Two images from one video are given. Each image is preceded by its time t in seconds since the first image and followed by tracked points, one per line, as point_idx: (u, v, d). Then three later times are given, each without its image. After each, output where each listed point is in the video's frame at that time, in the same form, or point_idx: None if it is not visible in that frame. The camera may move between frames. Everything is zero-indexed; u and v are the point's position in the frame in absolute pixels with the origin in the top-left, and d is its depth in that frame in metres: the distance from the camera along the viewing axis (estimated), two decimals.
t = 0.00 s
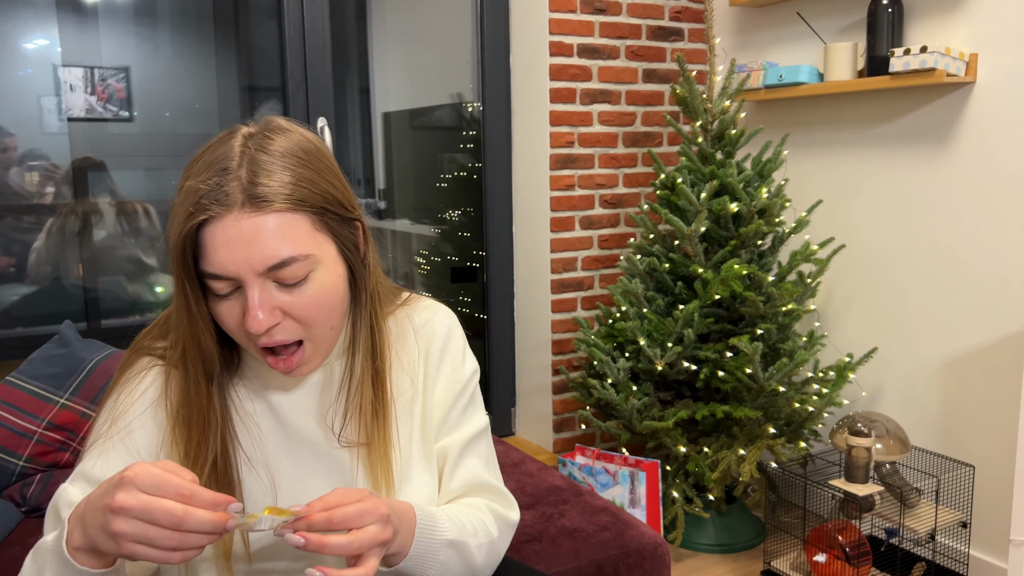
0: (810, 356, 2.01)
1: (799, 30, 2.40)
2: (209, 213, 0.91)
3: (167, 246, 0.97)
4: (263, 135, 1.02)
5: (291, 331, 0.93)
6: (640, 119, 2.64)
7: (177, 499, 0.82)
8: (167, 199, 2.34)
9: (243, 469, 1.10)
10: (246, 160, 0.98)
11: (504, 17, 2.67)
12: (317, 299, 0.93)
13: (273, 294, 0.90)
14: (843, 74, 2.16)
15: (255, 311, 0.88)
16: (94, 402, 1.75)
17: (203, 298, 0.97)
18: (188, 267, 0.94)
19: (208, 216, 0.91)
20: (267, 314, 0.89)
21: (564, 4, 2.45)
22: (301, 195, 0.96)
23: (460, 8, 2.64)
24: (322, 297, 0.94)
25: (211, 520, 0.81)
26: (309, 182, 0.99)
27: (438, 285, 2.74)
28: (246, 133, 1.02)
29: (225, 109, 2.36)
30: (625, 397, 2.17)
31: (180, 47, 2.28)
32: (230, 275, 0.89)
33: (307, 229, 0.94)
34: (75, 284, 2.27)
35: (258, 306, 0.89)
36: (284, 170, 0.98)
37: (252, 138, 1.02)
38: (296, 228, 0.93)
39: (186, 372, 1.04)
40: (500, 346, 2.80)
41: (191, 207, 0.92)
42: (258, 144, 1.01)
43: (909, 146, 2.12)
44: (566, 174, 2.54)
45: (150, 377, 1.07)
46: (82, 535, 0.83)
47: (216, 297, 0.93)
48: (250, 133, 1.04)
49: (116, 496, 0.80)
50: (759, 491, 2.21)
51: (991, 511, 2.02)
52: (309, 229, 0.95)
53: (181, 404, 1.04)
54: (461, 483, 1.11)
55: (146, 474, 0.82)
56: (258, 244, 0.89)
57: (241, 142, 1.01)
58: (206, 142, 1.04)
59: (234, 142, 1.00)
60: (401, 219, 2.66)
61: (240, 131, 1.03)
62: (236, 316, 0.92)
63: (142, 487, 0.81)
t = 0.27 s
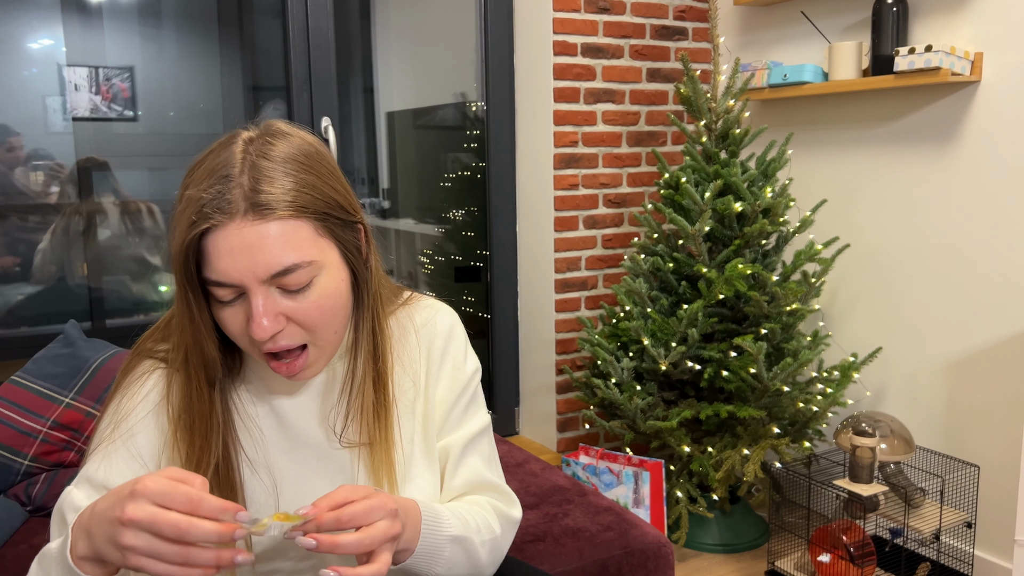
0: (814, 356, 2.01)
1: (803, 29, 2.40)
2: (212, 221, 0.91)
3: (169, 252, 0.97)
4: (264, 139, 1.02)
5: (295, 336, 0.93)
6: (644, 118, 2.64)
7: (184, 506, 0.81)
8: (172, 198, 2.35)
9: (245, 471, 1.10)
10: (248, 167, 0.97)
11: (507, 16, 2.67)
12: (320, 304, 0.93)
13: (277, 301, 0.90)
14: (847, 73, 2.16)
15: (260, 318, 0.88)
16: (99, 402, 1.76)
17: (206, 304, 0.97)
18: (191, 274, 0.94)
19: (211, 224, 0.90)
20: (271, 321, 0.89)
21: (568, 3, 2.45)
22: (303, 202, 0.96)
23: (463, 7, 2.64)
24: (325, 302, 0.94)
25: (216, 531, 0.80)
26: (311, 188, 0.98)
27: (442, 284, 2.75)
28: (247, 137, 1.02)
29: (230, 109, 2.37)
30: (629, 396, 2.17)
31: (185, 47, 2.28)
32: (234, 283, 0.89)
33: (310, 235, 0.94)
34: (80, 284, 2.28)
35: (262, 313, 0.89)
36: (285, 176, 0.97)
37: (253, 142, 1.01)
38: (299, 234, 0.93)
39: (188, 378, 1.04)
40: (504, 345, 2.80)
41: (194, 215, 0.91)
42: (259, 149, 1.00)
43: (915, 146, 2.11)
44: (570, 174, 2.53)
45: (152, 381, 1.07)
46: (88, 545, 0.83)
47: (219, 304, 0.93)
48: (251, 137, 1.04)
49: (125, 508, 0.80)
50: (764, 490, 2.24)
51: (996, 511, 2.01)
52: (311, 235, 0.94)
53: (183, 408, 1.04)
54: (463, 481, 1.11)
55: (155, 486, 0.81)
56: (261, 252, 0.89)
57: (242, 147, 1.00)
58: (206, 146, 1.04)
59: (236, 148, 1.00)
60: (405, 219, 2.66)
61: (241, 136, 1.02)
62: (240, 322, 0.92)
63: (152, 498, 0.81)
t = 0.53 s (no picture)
0: (818, 354, 2.01)
1: (807, 28, 2.40)
2: (218, 229, 0.90)
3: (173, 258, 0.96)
4: (267, 144, 1.01)
5: (301, 341, 0.93)
6: (647, 117, 2.64)
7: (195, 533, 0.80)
8: (176, 197, 2.35)
9: (247, 475, 1.08)
10: (252, 173, 0.96)
11: (511, 15, 2.68)
12: (326, 309, 0.94)
13: (285, 307, 0.90)
14: (851, 72, 2.16)
15: (267, 324, 0.88)
16: (105, 400, 1.76)
17: (211, 310, 0.97)
18: (196, 281, 0.93)
19: (216, 231, 0.90)
20: (279, 327, 0.89)
21: (571, 2, 2.45)
22: (308, 208, 0.95)
23: (467, 7, 2.64)
24: (331, 306, 0.94)
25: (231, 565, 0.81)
26: (315, 193, 0.98)
27: (446, 283, 2.75)
28: (250, 141, 1.01)
29: (234, 108, 2.37)
30: (632, 395, 2.18)
31: (189, 46, 2.29)
32: (241, 290, 0.89)
33: (316, 241, 0.94)
34: (85, 283, 2.28)
35: (269, 319, 0.89)
36: (290, 182, 0.97)
37: (257, 147, 1.00)
38: (305, 241, 0.92)
39: (192, 382, 1.03)
40: (507, 344, 2.80)
41: (200, 223, 0.91)
42: (263, 154, 0.99)
43: (919, 144, 2.11)
44: (573, 173, 2.54)
45: (156, 385, 1.06)
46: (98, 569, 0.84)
47: (225, 310, 0.92)
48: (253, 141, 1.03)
49: (142, 541, 0.80)
50: (768, 489, 2.24)
51: (1000, 510, 2.01)
52: (317, 241, 0.94)
53: (188, 412, 1.03)
54: (467, 481, 1.11)
55: (168, 517, 0.81)
56: (268, 259, 0.89)
57: (245, 152, 0.99)
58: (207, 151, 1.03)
59: (239, 153, 0.99)
60: (409, 218, 2.66)
61: (243, 141, 1.01)
62: (247, 329, 0.92)
63: (166, 528, 0.80)
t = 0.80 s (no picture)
0: (820, 353, 2.01)
1: (809, 26, 2.39)
2: (219, 236, 0.89)
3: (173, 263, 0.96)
4: (265, 147, 1.00)
5: (303, 344, 0.94)
6: (650, 115, 2.64)
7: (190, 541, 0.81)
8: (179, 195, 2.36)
9: (247, 477, 1.08)
10: (251, 178, 0.96)
11: (513, 13, 2.67)
12: (328, 311, 0.94)
13: (288, 312, 0.90)
14: (854, 70, 2.15)
15: (271, 329, 0.89)
16: (107, 398, 1.77)
17: (212, 315, 0.97)
18: (198, 286, 0.93)
19: (217, 238, 0.89)
20: (282, 332, 0.89)
21: None
22: (308, 211, 0.95)
23: (469, 4, 2.64)
24: (333, 309, 0.94)
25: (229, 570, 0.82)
26: (315, 196, 0.97)
27: (448, 281, 2.75)
28: (247, 144, 1.00)
29: (236, 107, 2.37)
30: (635, 393, 2.18)
31: (191, 44, 2.29)
32: (243, 295, 0.89)
33: (317, 245, 0.94)
34: (88, 281, 2.29)
35: (272, 324, 0.89)
36: (289, 186, 0.96)
37: (254, 150, 0.99)
38: (306, 245, 0.92)
39: (191, 386, 1.02)
40: (509, 342, 2.81)
41: (200, 229, 0.90)
42: (260, 158, 0.98)
43: (921, 143, 2.11)
44: (575, 171, 2.53)
45: (156, 388, 1.05)
46: None
47: (226, 315, 0.92)
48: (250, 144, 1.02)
49: (137, 553, 0.80)
50: (770, 487, 2.24)
51: (1002, 509, 2.01)
52: (318, 244, 0.94)
53: (187, 415, 1.02)
54: (470, 481, 1.12)
55: (161, 528, 0.81)
56: (270, 265, 0.89)
57: (243, 156, 0.98)
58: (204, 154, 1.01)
59: (236, 157, 0.98)
60: (411, 216, 2.66)
61: (240, 144, 1.00)
62: (249, 333, 0.91)
63: (160, 538, 0.81)
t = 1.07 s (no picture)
0: (822, 350, 2.00)
1: (812, 22, 2.39)
2: (222, 236, 0.89)
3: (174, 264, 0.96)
4: (264, 146, 1.00)
5: (309, 342, 0.94)
6: (651, 112, 2.64)
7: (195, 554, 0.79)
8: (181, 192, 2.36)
9: (247, 477, 1.08)
10: (252, 177, 0.95)
11: (514, 10, 2.67)
12: (333, 309, 0.94)
13: (293, 311, 0.90)
14: (856, 66, 2.15)
15: (276, 328, 0.88)
16: (109, 395, 1.77)
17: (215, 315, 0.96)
18: (201, 288, 0.93)
19: (221, 239, 0.89)
20: (287, 331, 0.89)
21: None
22: (310, 210, 0.95)
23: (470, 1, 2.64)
24: (337, 306, 0.94)
25: None
26: (316, 195, 0.97)
27: (450, 278, 2.75)
28: (246, 143, 0.99)
29: (238, 104, 2.37)
30: (636, 390, 2.18)
31: (193, 41, 2.29)
32: (248, 296, 0.88)
33: (320, 243, 0.94)
34: (90, 278, 2.29)
35: (277, 323, 0.89)
36: (290, 185, 0.96)
37: (253, 149, 0.99)
38: (310, 244, 0.92)
39: (191, 388, 1.01)
40: (511, 339, 2.80)
41: (203, 230, 0.90)
42: (260, 157, 0.98)
43: (924, 139, 2.10)
44: (577, 168, 2.53)
45: (157, 389, 1.05)
46: None
47: (229, 315, 0.92)
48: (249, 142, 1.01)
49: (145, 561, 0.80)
50: (772, 484, 2.25)
51: (1004, 506, 2.01)
52: (321, 243, 0.94)
53: (187, 417, 1.02)
54: (474, 478, 1.12)
55: (169, 538, 0.80)
56: (274, 264, 0.88)
57: (243, 155, 0.98)
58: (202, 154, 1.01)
59: (236, 156, 0.97)
60: (413, 213, 2.66)
61: (238, 143, 0.99)
62: (254, 333, 0.91)
63: (168, 548, 0.80)
